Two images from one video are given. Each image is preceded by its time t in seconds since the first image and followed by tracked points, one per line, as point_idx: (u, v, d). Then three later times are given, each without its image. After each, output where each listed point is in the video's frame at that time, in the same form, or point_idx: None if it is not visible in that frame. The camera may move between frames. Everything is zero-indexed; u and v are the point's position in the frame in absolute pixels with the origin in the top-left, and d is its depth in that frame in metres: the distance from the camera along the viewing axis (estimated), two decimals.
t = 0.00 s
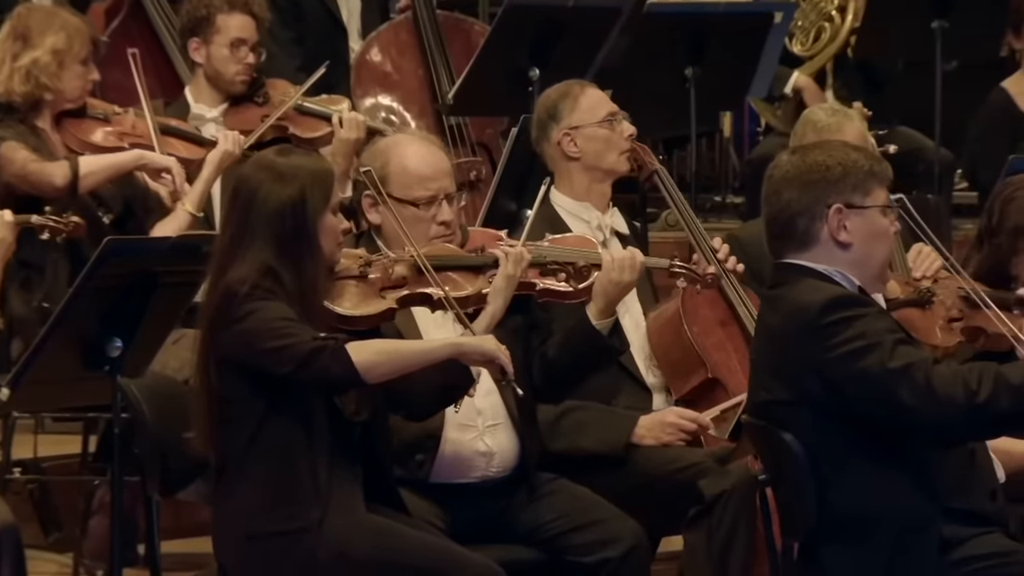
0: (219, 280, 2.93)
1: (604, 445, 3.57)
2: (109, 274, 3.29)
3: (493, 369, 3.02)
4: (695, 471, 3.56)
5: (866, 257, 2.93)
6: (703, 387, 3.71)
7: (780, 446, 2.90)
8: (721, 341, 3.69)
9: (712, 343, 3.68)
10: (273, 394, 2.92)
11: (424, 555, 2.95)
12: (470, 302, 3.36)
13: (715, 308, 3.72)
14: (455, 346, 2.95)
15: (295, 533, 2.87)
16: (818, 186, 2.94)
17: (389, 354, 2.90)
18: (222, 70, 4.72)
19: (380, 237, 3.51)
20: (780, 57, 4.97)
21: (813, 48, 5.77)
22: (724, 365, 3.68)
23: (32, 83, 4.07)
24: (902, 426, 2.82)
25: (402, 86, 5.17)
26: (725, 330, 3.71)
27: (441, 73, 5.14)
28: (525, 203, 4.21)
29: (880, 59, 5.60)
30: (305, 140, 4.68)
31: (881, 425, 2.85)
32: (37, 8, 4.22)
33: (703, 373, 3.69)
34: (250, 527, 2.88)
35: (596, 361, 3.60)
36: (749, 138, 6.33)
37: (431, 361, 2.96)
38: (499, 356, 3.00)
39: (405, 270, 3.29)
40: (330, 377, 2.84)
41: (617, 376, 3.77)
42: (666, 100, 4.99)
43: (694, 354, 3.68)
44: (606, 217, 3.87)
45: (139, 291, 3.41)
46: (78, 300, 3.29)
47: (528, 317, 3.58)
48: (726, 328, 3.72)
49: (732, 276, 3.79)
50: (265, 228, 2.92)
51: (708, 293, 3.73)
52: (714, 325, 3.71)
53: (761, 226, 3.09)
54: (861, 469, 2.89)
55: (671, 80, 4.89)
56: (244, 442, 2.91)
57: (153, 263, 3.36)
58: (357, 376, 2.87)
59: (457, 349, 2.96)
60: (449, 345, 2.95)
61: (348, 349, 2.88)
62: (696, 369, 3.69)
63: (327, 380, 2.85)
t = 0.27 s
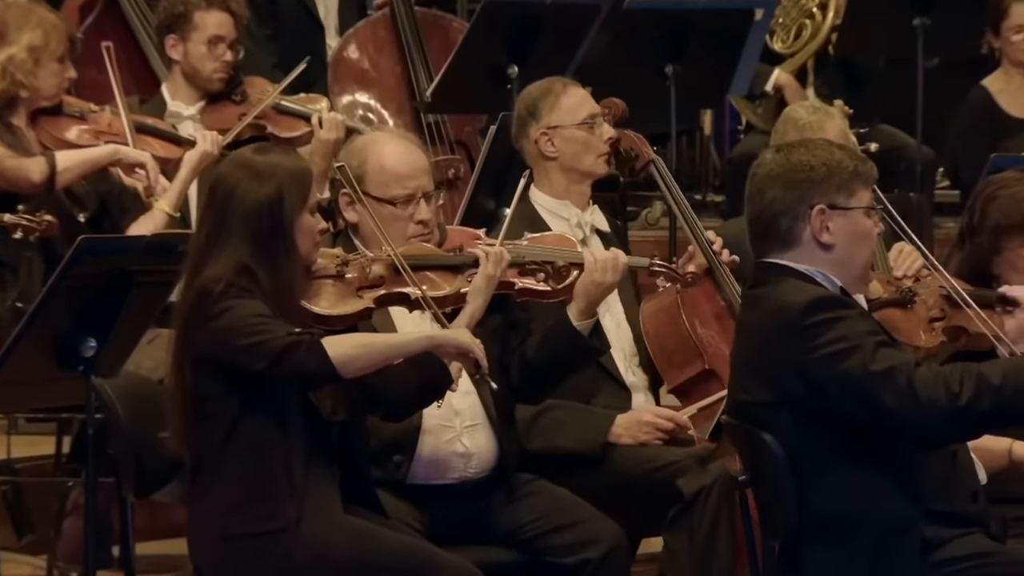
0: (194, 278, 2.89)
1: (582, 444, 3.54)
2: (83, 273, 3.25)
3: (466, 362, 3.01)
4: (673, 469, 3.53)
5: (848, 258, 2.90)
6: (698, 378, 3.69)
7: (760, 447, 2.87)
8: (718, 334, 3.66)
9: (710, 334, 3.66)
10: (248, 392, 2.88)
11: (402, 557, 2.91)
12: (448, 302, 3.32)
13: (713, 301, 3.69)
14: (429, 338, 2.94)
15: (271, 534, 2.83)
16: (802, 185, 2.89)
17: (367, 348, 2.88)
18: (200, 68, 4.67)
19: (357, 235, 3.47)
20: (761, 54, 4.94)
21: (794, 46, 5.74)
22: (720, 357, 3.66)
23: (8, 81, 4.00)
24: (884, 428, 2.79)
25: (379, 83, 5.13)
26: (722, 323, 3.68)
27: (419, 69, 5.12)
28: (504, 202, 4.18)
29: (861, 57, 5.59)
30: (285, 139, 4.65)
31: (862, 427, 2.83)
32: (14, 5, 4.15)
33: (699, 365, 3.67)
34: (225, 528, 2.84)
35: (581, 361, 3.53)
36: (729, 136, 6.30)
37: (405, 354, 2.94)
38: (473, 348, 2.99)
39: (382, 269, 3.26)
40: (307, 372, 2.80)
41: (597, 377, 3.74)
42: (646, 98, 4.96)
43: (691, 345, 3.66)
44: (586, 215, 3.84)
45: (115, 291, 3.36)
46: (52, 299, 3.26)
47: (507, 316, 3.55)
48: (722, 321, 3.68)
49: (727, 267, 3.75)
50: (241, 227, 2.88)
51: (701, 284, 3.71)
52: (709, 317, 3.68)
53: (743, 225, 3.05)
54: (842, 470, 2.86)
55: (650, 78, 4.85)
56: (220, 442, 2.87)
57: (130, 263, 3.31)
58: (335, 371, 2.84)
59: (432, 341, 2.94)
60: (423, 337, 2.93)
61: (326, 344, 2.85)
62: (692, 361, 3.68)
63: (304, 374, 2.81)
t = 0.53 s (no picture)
0: (171, 276, 2.85)
1: (558, 446, 3.51)
2: (57, 272, 3.21)
3: (442, 358, 2.92)
4: (653, 471, 3.52)
5: (836, 260, 2.87)
6: (684, 375, 3.68)
7: (741, 447, 2.84)
8: (703, 331, 3.66)
9: (697, 330, 3.65)
10: (226, 390, 2.84)
11: (380, 557, 2.88)
12: (429, 302, 3.28)
13: (698, 299, 3.68)
14: (406, 331, 2.86)
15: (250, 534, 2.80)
16: (793, 184, 2.86)
17: (343, 342, 2.82)
18: (177, 65, 4.60)
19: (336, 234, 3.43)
20: (742, 51, 4.92)
21: (775, 43, 5.74)
22: (707, 355, 3.65)
23: None
24: (869, 432, 2.77)
25: (358, 81, 5.09)
26: (707, 321, 3.67)
27: (397, 66, 5.09)
28: (484, 200, 4.14)
29: (844, 54, 5.57)
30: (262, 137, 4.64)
31: (846, 430, 2.80)
32: None
33: (686, 361, 3.66)
34: (203, 528, 2.81)
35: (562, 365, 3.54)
36: (711, 134, 6.28)
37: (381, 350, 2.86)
38: (449, 344, 2.90)
39: (361, 269, 3.23)
40: (284, 366, 2.76)
41: (579, 378, 3.71)
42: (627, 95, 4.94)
43: (678, 341, 3.65)
44: (572, 216, 3.80)
45: (90, 290, 3.32)
46: (27, 296, 3.22)
47: (487, 316, 3.49)
48: (709, 319, 3.67)
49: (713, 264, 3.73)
50: (220, 225, 2.84)
51: (689, 282, 3.68)
52: (696, 315, 3.67)
53: (734, 221, 3.02)
54: (824, 473, 2.84)
55: (631, 76, 4.82)
56: (198, 440, 2.83)
57: (104, 261, 3.27)
58: (311, 366, 2.80)
59: (409, 336, 2.87)
60: (400, 330, 2.86)
61: (301, 339, 2.80)
62: (679, 358, 3.67)
63: (283, 370, 2.77)
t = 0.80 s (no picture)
0: (150, 275, 2.82)
1: (541, 447, 3.48)
2: (34, 271, 3.18)
3: (419, 353, 2.89)
4: (636, 473, 3.50)
5: (819, 260, 2.84)
6: (660, 379, 3.61)
7: (724, 446, 2.82)
8: (678, 334, 3.60)
9: (672, 333, 3.59)
10: (205, 389, 2.80)
11: (360, 557, 2.86)
12: (411, 302, 3.24)
13: (676, 301, 3.63)
14: (384, 325, 2.84)
15: (230, 534, 2.77)
16: (777, 182, 2.84)
17: (322, 337, 2.80)
18: (156, 62, 4.57)
19: (317, 233, 3.41)
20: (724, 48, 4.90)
21: (759, 40, 5.74)
22: (683, 358, 3.58)
23: None
24: (853, 429, 2.75)
25: (338, 78, 5.06)
26: (683, 324, 3.61)
27: (378, 63, 5.05)
28: (466, 199, 4.10)
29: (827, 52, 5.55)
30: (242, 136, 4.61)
31: (829, 428, 2.78)
32: None
33: (662, 365, 3.59)
34: (182, 528, 2.77)
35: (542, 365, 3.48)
36: (694, 132, 6.26)
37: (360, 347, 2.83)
38: (427, 339, 2.87)
39: (342, 269, 3.20)
40: (262, 363, 2.74)
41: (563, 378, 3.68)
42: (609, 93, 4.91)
43: (653, 344, 3.57)
44: (566, 219, 3.78)
45: (67, 289, 3.28)
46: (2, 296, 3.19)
47: (468, 315, 3.49)
48: (685, 322, 3.62)
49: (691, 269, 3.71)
50: (199, 223, 2.81)
51: (665, 284, 3.64)
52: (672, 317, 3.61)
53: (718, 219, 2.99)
54: (807, 472, 2.81)
55: (614, 73, 4.82)
56: (176, 440, 2.79)
57: (81, 261, 3.23)
58: (290, 361, 2.77)
59: (387, 331, 2.84)
60: (379, 325, 2.83)
61: (280, 333, 2.77)
62: (654, 362, 3.59)
63: (260, 366, 2.74)
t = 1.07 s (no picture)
0: (123, 273, 2.78)
1: (521, 449, 3.46)
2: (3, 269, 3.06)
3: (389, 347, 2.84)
4: (616, 474, 3.45)
5: (800, 259, 2.81)
6: (626, 385, 3.58)
7: (703, 446, 2.79)
8: (644, 338, 3.57)
9: (634, 342, 3.55)
10: (179, 388, 2.76)
11: (336, 557, 2.82)
12: (386, 302, 3.20)
13: (639, 304, 3.60)
14: (357, 318, 2.78)
15: (204, 535, 2.73)
16: (759, 179, 2.81)
17: (297, 332, 2.74)
18: (130, 60, 4.52)
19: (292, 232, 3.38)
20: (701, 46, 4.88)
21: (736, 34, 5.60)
22: (648, 364, 3.55)
23: None
24: (836, 427, 2.71)
25: (314, 75, 5.02)
26: (648, 328, 3.59)
27: (354, 61, 5.02)
28: (442, 197, 4.05)
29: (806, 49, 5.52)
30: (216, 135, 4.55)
31: (810, 427, 2.75)
32: None
33: (626, 371, 3.56)
34: (155, 529, 2.74)
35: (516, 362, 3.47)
36: (674, 130, 6.23)
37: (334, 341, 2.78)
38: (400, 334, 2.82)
39: (317, 269, 3.17)
40: (239, 358, 2.69)
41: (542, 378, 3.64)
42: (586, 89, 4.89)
43: (615, 352, 3.55)
44: (556, 219, 3.74)
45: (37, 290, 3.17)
46: None
47: (443, 313, 3.49)
48: (649, 325, 3.59)
49: (656, 272, 3.66)
50: (174, 221, 2.77)
51: (630, 288, 3.60)
52: (637, 321, 3.58)
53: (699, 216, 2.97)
54: (788, 470, 2.78)
55: (592, 70, 4.84)
56: (150, 440, 2.76)
57: (52, 260, 3.12)
58: (265, 358, 2.72)
59: (361, 323, 2.78)
60: (352, 318, 2.77)
61: (254, 330, 2.72)
62: (618, 368, 3.57)
63: (238, 363, 2.69)
